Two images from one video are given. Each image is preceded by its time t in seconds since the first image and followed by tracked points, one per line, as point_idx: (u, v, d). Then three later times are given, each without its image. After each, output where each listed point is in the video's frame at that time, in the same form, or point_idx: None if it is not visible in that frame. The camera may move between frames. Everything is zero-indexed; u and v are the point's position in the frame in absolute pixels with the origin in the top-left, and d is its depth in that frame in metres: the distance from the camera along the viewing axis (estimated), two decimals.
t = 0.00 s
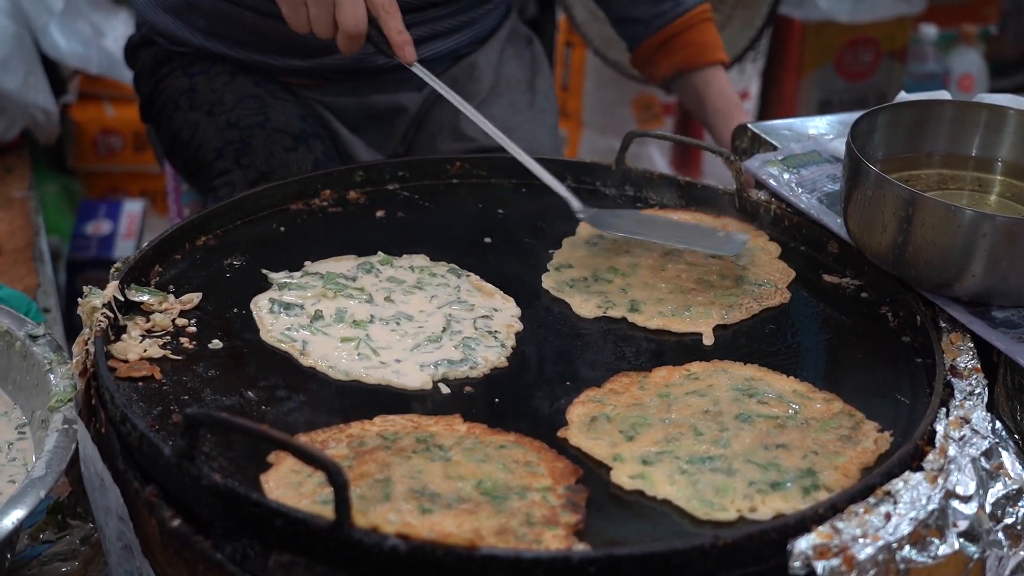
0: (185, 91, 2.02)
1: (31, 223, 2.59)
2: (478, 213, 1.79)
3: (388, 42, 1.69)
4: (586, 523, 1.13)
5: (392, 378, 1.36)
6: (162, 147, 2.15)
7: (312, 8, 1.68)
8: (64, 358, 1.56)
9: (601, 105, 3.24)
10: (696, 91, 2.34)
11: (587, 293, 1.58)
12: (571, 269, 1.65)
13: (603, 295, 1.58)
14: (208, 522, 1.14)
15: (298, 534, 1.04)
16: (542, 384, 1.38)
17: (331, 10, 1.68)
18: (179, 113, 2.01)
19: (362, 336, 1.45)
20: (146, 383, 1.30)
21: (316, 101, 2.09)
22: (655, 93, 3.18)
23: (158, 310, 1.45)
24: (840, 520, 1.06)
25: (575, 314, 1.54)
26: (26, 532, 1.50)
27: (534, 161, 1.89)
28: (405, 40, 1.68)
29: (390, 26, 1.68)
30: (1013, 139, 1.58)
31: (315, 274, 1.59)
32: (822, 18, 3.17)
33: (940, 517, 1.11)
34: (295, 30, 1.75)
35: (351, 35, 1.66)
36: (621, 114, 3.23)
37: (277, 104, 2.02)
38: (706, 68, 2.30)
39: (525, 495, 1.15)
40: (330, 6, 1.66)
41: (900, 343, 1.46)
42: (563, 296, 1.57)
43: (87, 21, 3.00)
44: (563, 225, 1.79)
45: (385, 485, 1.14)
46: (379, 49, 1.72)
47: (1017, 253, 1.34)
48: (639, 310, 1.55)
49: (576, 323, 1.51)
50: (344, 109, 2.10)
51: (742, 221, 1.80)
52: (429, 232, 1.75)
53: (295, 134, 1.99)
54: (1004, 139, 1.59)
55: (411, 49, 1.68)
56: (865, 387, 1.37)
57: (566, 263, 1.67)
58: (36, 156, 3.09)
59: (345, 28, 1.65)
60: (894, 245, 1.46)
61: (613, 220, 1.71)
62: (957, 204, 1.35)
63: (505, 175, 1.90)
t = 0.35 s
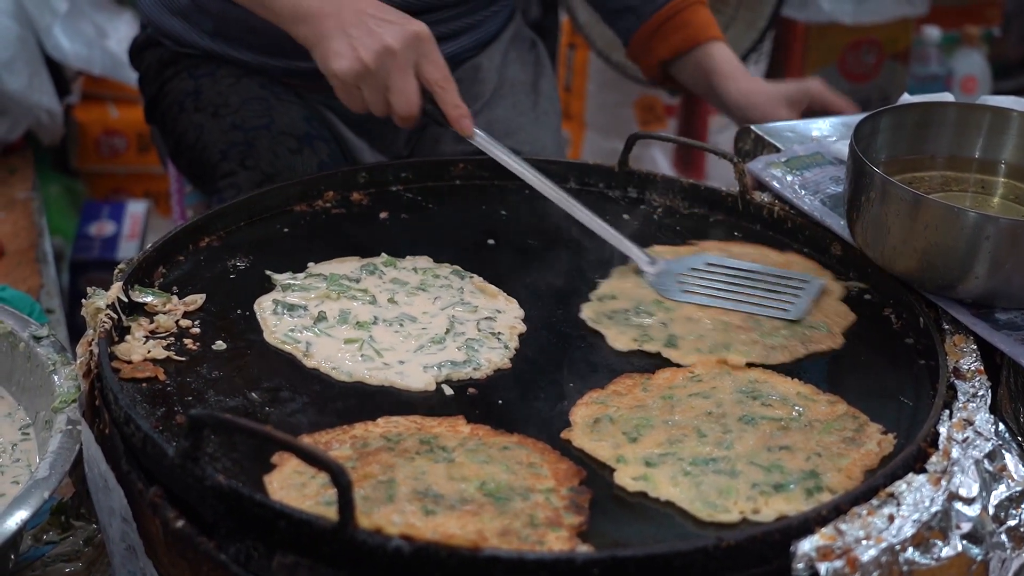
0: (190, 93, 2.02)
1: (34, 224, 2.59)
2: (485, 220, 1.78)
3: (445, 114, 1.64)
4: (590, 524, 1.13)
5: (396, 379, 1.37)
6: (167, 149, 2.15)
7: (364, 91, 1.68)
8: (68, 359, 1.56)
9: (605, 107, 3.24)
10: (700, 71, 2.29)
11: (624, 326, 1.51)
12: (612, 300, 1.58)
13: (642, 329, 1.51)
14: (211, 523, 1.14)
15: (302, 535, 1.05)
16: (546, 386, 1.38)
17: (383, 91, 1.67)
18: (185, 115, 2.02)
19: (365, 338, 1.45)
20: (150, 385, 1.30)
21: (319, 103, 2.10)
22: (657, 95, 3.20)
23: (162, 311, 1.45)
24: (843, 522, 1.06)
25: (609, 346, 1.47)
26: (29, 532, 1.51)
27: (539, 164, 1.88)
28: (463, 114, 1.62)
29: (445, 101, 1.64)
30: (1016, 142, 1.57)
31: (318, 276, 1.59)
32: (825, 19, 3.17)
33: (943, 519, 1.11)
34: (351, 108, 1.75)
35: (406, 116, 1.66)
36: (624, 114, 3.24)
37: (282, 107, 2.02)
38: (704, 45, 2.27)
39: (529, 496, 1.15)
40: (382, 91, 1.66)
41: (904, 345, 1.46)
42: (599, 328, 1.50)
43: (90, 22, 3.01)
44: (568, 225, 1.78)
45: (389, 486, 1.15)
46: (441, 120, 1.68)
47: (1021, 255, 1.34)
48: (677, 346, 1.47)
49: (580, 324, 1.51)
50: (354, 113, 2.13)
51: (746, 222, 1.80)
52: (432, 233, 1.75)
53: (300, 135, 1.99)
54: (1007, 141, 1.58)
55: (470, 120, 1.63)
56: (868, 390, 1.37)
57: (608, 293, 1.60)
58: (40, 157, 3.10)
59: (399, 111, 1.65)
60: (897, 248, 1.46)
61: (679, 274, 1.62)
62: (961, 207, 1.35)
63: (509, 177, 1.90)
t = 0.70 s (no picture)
0: (195, 94, 2.02)
1: (38, 226, 2.60)
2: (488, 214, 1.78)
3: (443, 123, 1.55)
4: (592, 526, 1.13)
5: (399, 381, 1.37)
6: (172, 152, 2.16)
7: (366, 104, 1.63)
8: (71, 361, 1.56)
9: (608, 108, 3.24)
10: (775, 43, 2.14)
11: (646, 321, 1.53)
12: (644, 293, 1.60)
13: (662, 326, 1.52)
14: (214, 525, 1.14)
15: (305, 537, 1.05)
16: (549, 388, 1.38)
17: (382, 104, 1.61)
18: (190, 117, 2.01)
19: (368, 339, 1.45)
20: (153, 386, 1.30)
21: (332, 110, 2.14)
22: (660, 97, 3.18)
23: (165, 313, 1.45)
24: (846, 524, 1.06)
25: (626, 339, 1.49)
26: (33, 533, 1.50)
27: (542, 166, 1.88)
28: (460, 121, 1.52)
29: (442, 110, 1.54)
30: (1019, 143, 1.58)
31: (321, 277, 1.59)
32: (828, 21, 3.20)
33: (946, 522, 1.11)
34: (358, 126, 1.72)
35: (406, 125, 1.60)
36: (628, 116, 3.23)
37: (289, 110, 2.02)
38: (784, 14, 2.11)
39: (532, 498, 1.15)
40: (381, 102, 1.60)
41: (907, 347, 1.46)
42: (621, 320, 1.53)
43: (94, 24, 3.02)
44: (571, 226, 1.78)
45: (392, 488, 1.15)
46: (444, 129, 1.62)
47: None
48: (690, 345, 1.48)
49: (584, 327, 1.51)
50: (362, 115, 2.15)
51: (748, 225, 1.80)
52: (435, 235, 1.75)
53: (306, 139, 1.98)
54: (1011, 143, 1.59)
55: (468, 130, 1.52)
56: (871, 392, 1.37)
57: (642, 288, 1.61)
58: (44, 158, 3.11)
59: (396, 122, 1.59)
60: (901, 250, 1.46)
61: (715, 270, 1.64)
62: (964, 208, 1.35)
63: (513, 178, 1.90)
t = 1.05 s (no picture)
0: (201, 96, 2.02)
1: (45, 226, 2.60)
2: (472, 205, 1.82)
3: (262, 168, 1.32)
4: (598, 526, 1.13)
5: (405, 381, 1.37)
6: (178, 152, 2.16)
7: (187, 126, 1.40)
8: (78, 361, 1.57)
9: (614, 108, 3.24)
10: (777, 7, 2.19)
11: (652, 321, 1.53)
12: (651, 294, 1.60)
13: (668, 326, 1.52)
14: (221, 524, 1.14)
15: (312, 537, 1.05)
16: (555, 388, 1.38)
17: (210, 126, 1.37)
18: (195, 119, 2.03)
19: (374, 339, 1.45)
20: (160, 386, 1.31)
21: (339, 112, 2.15)
22: (667, 96, 3.19)
23: (171, 313, 1.45)
24: (853, 524, 1.06)
25: (632, 339, 1.49)
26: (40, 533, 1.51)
27: (547, 166, 1.88)
28: (283, 171, 1.30)
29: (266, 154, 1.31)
30: None
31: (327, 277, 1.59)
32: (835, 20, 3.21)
33: (952, 521, 1.11)
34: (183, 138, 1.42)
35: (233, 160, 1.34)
36: (633, 116, 3.23)
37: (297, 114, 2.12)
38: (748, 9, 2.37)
39: (538, 498, 1.15)
40: (199, 128, 1.34)
41: (913, 347, 1.47)
42: (627, 320, 1.53)
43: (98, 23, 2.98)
44: (576, 225, 1.78)
45: (398, 488, 1.15)
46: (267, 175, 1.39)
47: None
48: (695, 344, 1.48)
49: (589, 326, 1.51)
50: (366, 118, 2.15)
51: (754, 224, 1.80)
52: (441, 235, 1.75)
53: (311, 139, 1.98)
54: (1018, 143, 1.58)
55: (284, 177, 1.30)
56: (876, 391, 1.37)
57: (647, 287, 1.62)
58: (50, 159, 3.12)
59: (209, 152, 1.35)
60: (907, 249, 1.45)
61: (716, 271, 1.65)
62: (970, 208, 1.35)
63: (518, 178, 1.90)
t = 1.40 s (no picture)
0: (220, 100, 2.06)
1: (60, 227, 2.61)
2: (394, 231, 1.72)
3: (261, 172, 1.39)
4: (614, 527, 1.13)
5: (421, 381, 1.38)
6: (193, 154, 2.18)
7: (202, 126, 1.50)
8: (95, 361, 1.58)
9: (626, 109, 3.24)
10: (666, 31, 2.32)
11: (667, 321, 1.53)
12: (665, 294, 1.60)
13: (683, 326, 1.52)
14: (238, 524, 1.15)
15: (330, 537, 1.05)
16: (570, 388, 1.38)
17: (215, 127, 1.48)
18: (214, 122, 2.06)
19: (389, 340, 1.46)
20: (177, 386, 1.31)
21: (351, 112, 2.15)
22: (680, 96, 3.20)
23: (188, 313, 1.46)
24: (869, 524, 1.06)
25: (646, 339, 1.49)
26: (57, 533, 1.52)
27: (560, 166, 1.88)
28: (279, 177, 1.36)
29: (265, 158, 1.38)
30: None
31: (343, 278, 1.60)
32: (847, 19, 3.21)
33: (968, 521, 1.11)
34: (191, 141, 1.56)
35: (226, 161, 1.46)
36: (647, 116, 3.24)
37: (309, 114, 2.13)
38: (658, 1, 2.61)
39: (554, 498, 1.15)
40: (212, 131, 1.47)
41: (929, 346, 1.46)
42: (642, 320, 1.53)
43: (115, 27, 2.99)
44: (589, 226, 1.78)
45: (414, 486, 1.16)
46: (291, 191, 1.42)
47: None
48: (710, 345, 1.48)
49: (606, 327, 1.52)
50: (376, 116, 2.15)
51: (769, 225, 1.80)
52: (455, 235, 1.76)
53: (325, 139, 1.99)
54: None
55: (282, 186, 1.35)
56: (893, 391, 1.37)
57: (662, 287, 1.62)
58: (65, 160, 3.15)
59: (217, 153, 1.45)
60: (922, 248, 1.45)
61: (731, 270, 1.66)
62: (986, 207, 1.35)
63: (531, 179, 1.90)
